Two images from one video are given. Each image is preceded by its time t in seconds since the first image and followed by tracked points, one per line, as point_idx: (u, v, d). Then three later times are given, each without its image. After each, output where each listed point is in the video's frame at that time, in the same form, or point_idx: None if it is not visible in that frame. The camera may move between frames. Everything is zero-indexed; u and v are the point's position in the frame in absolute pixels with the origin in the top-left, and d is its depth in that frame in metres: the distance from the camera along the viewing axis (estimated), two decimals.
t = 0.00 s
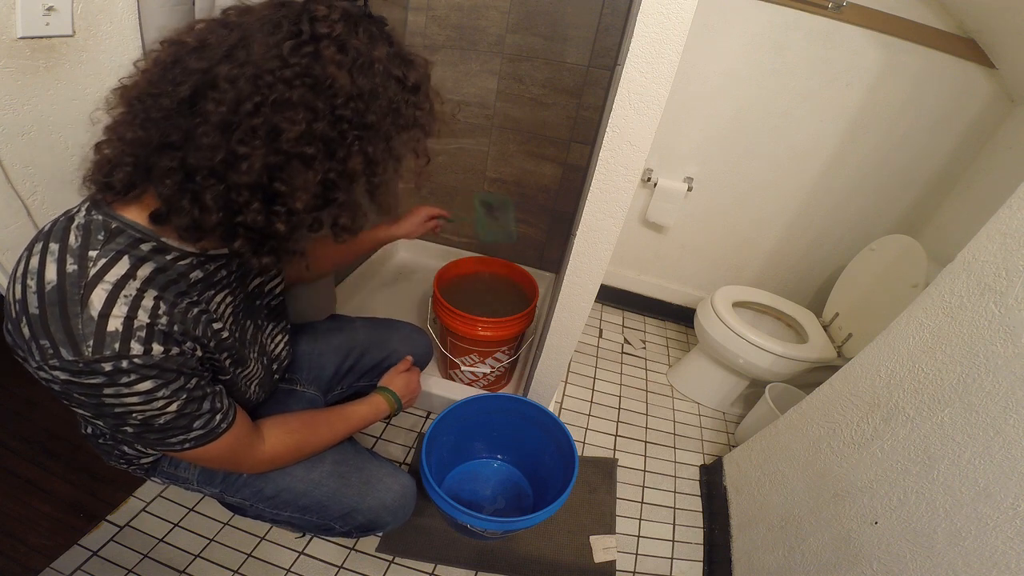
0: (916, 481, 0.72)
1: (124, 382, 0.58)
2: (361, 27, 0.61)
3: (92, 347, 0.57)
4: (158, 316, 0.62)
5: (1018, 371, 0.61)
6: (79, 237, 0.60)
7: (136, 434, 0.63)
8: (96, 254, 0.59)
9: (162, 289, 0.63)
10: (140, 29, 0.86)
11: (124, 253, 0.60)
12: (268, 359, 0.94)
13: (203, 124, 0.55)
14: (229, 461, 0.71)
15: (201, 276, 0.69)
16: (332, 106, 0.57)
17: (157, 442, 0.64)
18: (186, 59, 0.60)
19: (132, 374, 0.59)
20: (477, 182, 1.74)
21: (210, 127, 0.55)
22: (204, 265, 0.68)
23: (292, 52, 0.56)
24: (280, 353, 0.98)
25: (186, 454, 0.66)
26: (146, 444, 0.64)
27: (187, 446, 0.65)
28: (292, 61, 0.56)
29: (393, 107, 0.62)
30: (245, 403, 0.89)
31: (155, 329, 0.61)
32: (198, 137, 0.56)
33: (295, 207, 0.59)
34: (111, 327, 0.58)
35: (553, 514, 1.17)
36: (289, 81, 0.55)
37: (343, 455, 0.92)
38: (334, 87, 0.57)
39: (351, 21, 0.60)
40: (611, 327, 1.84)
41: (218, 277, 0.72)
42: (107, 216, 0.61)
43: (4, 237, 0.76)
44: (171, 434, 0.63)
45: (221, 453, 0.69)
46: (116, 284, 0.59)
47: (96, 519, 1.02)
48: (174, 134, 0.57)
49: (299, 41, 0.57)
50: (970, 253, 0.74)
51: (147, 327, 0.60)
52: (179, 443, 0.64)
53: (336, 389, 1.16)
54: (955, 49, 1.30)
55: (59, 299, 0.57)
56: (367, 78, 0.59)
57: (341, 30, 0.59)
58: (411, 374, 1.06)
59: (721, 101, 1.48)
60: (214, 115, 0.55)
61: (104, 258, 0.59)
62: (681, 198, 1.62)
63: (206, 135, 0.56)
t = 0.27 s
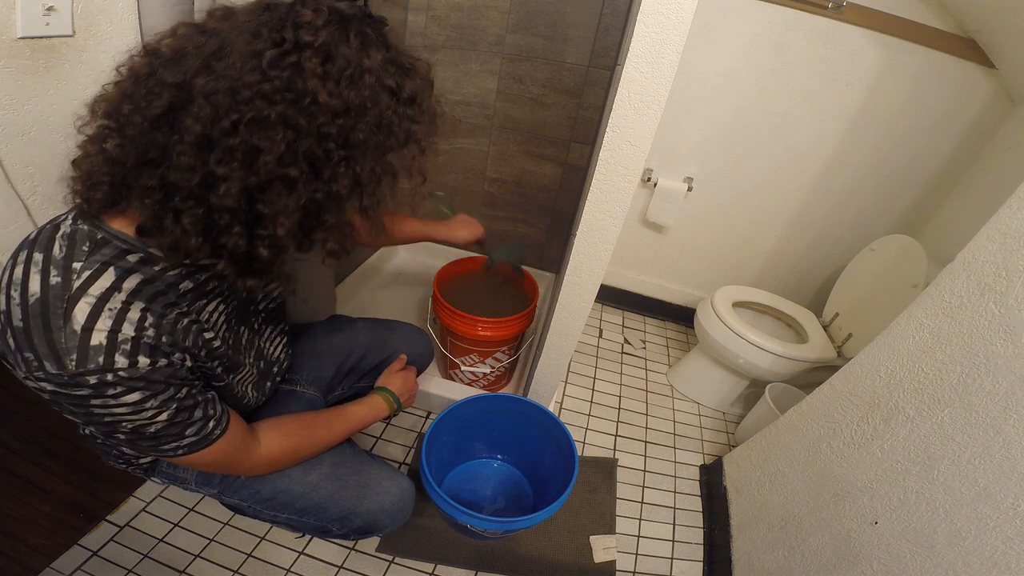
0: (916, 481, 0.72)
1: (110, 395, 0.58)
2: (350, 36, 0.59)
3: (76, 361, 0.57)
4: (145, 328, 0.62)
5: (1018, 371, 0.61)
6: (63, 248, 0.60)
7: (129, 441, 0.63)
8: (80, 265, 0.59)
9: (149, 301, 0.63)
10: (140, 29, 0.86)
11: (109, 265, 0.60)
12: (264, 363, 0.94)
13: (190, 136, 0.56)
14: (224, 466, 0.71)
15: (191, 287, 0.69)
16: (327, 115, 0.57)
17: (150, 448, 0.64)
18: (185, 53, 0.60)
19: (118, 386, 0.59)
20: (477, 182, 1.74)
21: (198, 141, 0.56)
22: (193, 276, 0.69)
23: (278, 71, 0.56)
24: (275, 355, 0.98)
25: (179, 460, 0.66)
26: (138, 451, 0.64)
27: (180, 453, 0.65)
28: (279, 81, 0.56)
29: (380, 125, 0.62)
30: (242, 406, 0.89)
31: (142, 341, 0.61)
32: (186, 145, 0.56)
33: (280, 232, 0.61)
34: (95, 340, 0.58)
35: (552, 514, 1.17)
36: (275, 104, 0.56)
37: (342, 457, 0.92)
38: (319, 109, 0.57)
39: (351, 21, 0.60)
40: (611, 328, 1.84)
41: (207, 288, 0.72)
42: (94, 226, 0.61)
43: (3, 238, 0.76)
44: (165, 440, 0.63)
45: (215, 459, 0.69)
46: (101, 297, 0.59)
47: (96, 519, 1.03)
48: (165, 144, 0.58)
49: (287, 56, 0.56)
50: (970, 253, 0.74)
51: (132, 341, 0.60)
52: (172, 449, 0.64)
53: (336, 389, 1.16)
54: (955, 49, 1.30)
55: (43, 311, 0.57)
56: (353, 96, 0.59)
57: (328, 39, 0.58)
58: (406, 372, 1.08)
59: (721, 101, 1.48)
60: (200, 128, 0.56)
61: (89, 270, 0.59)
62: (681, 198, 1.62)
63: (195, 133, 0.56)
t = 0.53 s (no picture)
0: (915, 481, 0.72)
1: (111, 395, 0.59)
2: (356, 62, 0.58)
3: (79, 360, 0.57)
4: (149, 332, 0.62)
5: (1018, 371, 0.61)
6: (74, 250, 0.61)
7: (127, 442, 0.63)
8: (90, 268, 0.60)
9: (155, 307, 0.63)
10: (140, 29, 0.88)
11: (118, 270, 0.61)
12: (265, 373, 0.94)
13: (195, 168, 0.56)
14: (223, 468, 0.71)
15: (199, 295, 0.70)
16: (327, 134, 0.57)
17: (149, 449, 0.63)
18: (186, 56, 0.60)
19: (119, 387, 0.59)
20: (477, 182, 1.74)
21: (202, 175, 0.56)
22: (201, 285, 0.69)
23: (283, 104, 0.55)
24: (272, 365, 0.97)
25: (177, 462, 0.65)
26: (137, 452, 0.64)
27: (177, 455, 0.64)
28: (283, 117, 0.55)
29: (385, 154, 0.62)
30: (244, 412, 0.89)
31: (145, 344, 0.61)
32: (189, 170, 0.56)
33: (286, 267, 0.63)
34: (99, 341, 0.58)
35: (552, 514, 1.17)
36: (280, 142, 0.56)
37: (342, 462, 0.92)
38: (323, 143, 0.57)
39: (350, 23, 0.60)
40: (611, 327, 1.84)
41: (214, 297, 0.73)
42: (105, 232, 0.62)
43: (3, 238, 0.76)
44: (162, 442, 0.63)
45: (213, 462, 0.68)
46: (108, 300, 0.60)
47: (96, 519, 1.02)
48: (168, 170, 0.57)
49: (290, 86, 0.55)
50: (970, 253, 0.74)
51: (135, 343, 0.60)
52: (170, 451, 0.64)
53: (339, 393, 1.16)
54: (955, 49, 1.30)
55: (48, 310, 0.58)
56: (358, 128, 0.59)
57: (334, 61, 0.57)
58: (410, 378, 1.08)
59: (721, 101, 1.48)
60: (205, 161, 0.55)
61: (98, 273, 0.60)
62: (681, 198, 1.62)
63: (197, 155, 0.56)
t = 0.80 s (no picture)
0: (915, 481, 0.72)
1: (119, 387, 0.58)
2: (382, 98, 0.58)
3: (92, 350, 0.57)
4: (160, 327, 0.62)
5: (1018, 371, 0.61)
6: (95, 245, 0.62)
7: (128, 438, 0.62)
8: (109, 263, 0.61)
9: (168, 302, 0.64)
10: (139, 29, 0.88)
11: (135, 266, 0.62)
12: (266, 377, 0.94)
13: (228, 199, 0.57)
14: (219, 469, 0.70)
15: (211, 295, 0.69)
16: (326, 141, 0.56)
17: (149, 447, 0.63)
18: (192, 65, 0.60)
19: (127, 378, 0.58)
20: (477, 182, 1.74)
21: (235, 206, 0.58)
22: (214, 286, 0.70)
23: (311, 139, 0.55)
24: (275, 369, 0.98)
25: (175, 461, 0.65)
26: (136, 450, 0.64)
27: (176, 454, 0.64)
28: (312, 152, 0.55)
29: (405, 189, 0.63)
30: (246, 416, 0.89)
31: (157, 338, 0.61)
32: (221, 196, 0.58)
33: (314, 289, 0.66)
34: (113, 331, 0.58)
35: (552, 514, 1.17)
36: (309, 178, 0.56)
37: (339, 466, 0.92)
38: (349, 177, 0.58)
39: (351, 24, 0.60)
40: (611, 327, 1.84)
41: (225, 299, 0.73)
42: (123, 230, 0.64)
43: (3, 237, 0.75)
44: (164, 439, 0.62)
45: (211, 462, 0.68)
46: (123, 293, 0.60)
47: (96, 519, 1.01)
48: (204, 196, 0.60)
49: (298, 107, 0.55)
50: (970, 253, 0.74)
51: (147, 336, 0.61)
52: (171, 449, 0.63)
53: (339, 395, 1.17)
54: (955, 49, 1.30)
55: (64, 301, 0.58)
56: (382, 163, 0.59)
57: (358, 93, 0.57)
58: (407, 381, 1.08)
59: (720, 101, 1.48)
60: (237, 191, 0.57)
61: (115, 268, 0.61)
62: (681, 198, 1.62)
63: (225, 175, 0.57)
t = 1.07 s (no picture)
0: (915, 481, 0.72)
1: (106, 390, 0.58)
2: (353, 113, 0.58)
3: (78, 353, 0.57)
4: (148, 330, 0.62)
5: (1018, 371, 0.61)
6: (82, 249, 0.62)
7: (118, 440, 0.62)
8: (96, 266, 0.61)
9: (158, 305, 0.64)
10: (139, 29, 0.88)
11: (123, 269, 0.62)
12: (269, 379, 0.94)
13: (189, 211, 0.57)
14: (214, 471, 0.70)
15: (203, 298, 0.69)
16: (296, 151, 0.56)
17: (140, 449, 0.63)
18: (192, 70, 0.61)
19: (114, 382, 0.59)
20: (477, 182, 1.74)
21: (196, 218, 0.57)
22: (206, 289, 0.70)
23: (273, 155, 0.55)
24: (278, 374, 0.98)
25: (166, 464, 0.65)
26: (128, 452, 0.64)
27: (169, 455, 0.64)
28: (272, 167, 0.55)
29: (374, 208, 0.62)
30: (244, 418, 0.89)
31: (144, 341, 0.61)
32: (183, 208, 0.57)
33: (273, 309, 0.64)
34: (99, 335, 0.58)
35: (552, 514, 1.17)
36: (269, 194, 0.56)
37: (336, 467, 0.92)
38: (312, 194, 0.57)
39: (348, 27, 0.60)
40: (611, 327, 1.84)
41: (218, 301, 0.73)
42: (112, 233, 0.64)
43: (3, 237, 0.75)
44: (154, 442, 0.62)
45: (206, 463, 0.68)
46: (111, 296, 0.60)
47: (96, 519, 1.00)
48: (164, 209, 0.59)
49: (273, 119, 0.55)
50: (970, 253, 0.74)
51: (135, 339, 0.61)
52: (161, 451, 0.63)
53: (338, 396, 1.17)
54: (955, 49, 1.30)
55: (51, 304, 0.58)
56: (347, 181, 0.58)
57: (329, 109, 0.57)
58: (408, 382, 1.08)
59: (721, 100, 1.48)
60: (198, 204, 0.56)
61: (103, 271, 0.61)
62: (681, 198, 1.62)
63: (188, 188, 0.57)
